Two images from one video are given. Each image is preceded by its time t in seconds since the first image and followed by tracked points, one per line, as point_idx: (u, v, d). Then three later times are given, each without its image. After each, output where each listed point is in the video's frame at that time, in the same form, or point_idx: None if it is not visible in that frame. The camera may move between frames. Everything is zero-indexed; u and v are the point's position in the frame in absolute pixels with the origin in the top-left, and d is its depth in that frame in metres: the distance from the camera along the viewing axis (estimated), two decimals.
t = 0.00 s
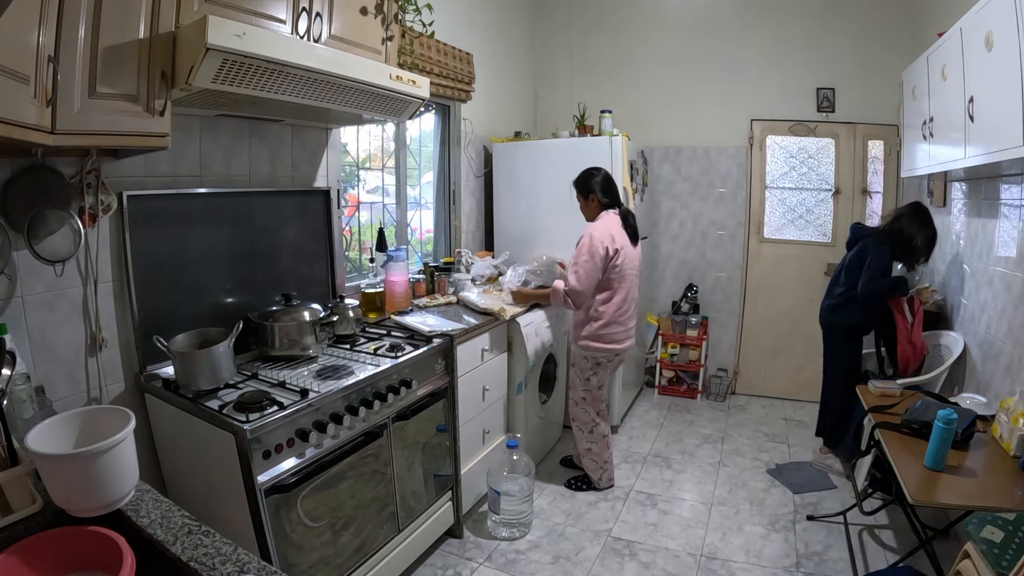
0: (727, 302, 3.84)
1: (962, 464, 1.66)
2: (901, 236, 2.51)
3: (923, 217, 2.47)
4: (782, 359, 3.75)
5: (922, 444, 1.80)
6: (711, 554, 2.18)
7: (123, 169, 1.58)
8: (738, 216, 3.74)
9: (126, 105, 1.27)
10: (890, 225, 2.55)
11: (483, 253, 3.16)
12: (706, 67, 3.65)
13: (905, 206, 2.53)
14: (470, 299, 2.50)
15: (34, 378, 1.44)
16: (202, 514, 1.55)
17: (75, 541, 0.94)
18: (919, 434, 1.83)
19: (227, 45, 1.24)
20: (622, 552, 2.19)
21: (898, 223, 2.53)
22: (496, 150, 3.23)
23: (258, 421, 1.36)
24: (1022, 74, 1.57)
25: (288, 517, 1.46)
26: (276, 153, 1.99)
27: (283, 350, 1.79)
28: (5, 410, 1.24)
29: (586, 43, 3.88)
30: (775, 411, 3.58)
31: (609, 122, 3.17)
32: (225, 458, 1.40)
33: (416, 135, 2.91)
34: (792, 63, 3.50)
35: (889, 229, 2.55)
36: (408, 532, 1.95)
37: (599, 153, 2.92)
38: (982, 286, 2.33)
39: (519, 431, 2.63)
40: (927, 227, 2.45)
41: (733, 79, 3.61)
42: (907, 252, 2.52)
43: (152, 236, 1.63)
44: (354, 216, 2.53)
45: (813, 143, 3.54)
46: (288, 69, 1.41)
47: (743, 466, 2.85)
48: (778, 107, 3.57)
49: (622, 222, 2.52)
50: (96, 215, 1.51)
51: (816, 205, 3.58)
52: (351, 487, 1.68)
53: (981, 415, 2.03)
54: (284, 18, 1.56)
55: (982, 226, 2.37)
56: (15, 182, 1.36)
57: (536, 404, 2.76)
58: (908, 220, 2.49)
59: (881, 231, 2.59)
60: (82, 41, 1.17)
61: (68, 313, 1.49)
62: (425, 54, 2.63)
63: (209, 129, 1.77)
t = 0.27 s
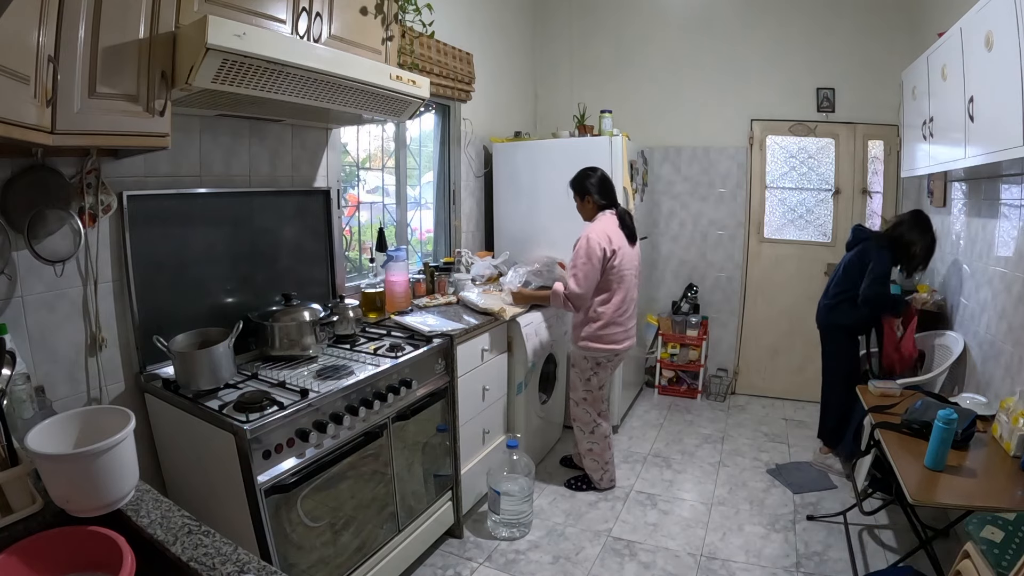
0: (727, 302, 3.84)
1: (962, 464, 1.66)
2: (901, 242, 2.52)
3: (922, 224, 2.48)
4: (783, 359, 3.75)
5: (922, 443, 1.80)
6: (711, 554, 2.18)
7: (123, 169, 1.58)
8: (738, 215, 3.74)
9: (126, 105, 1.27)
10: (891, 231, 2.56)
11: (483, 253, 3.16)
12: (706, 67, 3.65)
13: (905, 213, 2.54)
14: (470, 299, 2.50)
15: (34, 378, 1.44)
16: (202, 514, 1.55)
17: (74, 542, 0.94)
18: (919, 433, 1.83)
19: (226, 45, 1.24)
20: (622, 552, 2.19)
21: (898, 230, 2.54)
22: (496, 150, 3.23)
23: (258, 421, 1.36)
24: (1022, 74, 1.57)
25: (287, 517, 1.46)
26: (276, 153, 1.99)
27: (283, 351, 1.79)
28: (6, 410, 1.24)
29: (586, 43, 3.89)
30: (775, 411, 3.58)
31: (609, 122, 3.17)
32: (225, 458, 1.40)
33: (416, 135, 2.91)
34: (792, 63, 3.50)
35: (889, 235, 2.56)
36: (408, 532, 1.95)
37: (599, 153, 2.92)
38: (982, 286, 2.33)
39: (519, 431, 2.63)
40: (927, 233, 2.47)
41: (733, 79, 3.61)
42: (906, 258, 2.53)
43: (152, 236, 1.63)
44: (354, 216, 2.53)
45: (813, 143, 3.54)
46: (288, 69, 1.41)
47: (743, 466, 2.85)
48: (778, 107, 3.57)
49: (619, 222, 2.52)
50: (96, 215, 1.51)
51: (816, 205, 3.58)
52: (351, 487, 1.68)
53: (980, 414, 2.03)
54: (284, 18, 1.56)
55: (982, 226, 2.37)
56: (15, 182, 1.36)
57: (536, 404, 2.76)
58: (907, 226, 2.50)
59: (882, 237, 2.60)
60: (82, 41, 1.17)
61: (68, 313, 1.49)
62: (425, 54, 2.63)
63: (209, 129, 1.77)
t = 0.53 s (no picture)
0: (727, 302, 3.84)
1: (961, 464, 1.66)
2: (903, 249, 2.51)
3: (924, 231, 2.47)
4: (783, 359, 3.75)
5: (922, 443, 1.80)
6: (711, 554, 2.18)
7: (123, 169, 1.58)
8: (738, 216, 3.74)
9: (126, 105, 1.27)
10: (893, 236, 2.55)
11: (483, 253, 3.16)
12: (706, 67, 3.65)
13: (907, 219, 2.52)
14: (470, 299, 2.50)
15: (34, 378, 1.44)
16: (202, 514, 1.55)
17: (74, 541, 0.94)
18: (919, 433, 1.82)
19: (226, 45, 1.24)
20: (622, 552, 2.19)
21: (901, 236, 2.52)
22: (496, 150, 3.23)
23: (258, 421, 1.36)
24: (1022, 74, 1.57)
25: (288, 517, 1.46)
26: (276, 153, 1.99)
27: (283, 351, 1.80)
28: (6, 410, 1.24)
29: (586, 44, 3.89)
30: (775, 410, 3.58)
31: (609, 122, 3.17)
32: (225, 458, 1.40)
33: (416, 135, 2.91)
34: (792, 63, 3.50)
35: (892, 242, 2.54)
36: (408, 532, 1.95)
37: (599, 153, 2.92)
38: (982, 286, 2.33)
39: (519, 431, 2.63)
40: (928, 241, 2.45)
41: (733, 79, 3.61)
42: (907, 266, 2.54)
43: (152, 236, 1.63)
44: (354, 216, 2.53)
45: (813, 143, 3.54)
46: (288, 69, 1.41)
47: (743, 466, 2.85)
48: (778, 107, 3.57)
49: (612, 221, 2.53)
50: (96, 215, 1.51)
51: (816, 205, 3.58)
52: (351, 487, 1.68)
53: (980, 414, 2.03)
54: (284, 18, 1.56)
55: (982, 226, 2.38)
56: (15, 182, 1.36)
57: (536, 404, 2.76)
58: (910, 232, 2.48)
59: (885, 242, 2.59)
60: (82, 41, 1.17)
61: (68, 313, 1.49)
62: (425, 54, 2.63)
63: (209, 129, 1.77)
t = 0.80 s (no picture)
0: (727, 302, 3.84)
1: (961, 464, 1.66)
2: (903, 247, 2.50)
3: (922, 228, 2.47)
4: (783, 359, 3.75)
5: (922, 443, 1.80)
6: (711, 554, 2.18)
7: (123, 169, 1.58)
8: (738, 216, 3.74)
9: (126, 105, 1.27)
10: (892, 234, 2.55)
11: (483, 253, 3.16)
12: (706, 68, 3.65)
13: (904, 217, 2.52)
14: (470, 299, 2.50)
15: (34, 378, 1.44)
16: (202, 514, 1.55)
17: (74, 542, 0.94)
18: (920, 433, 1.82)
19: (226, 45, 1.24)
20: (622, 552, 2.19)
21: (900, 235, 2.51)
22: (496, 150, 3.23)
23: (258, 421, 1.36)
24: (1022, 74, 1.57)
25: (288, 517, 1.46)
26: (276, 153, 1.99)
27: (283, 351, 1.80)
28: (6, 410, 1.24)
29: (586, 44, 3.89)
30: (775, 410, 3.58)
31: (609, 122, 3.17)
32: (225, 458, 1.40)
33: (416, 135, 2.91)
34: (792, 63, 3.50)
35: (891, 241, 2.53)
36: (408, 532, 1.95)
37: (599, 152, 2.92)
38: (982, 286, 2.33)
39: (519, 431, 2.63)
40: (927, 237, 2.45)
41: (733, 79, 3.61)
42: (910, 263, 2.51)
43: (152, 236, 1.63)
44: (354, 216, 2.53)
45: (813, 143, 3.54)
46: (289, 69, 1.41)
47: (743, 466, 2.85)
48: (778, 107, 3.57)
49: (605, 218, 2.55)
50: (96, 215, 1.51)
51: (816, 205, 3.58)
52: (351, 487, 1.68)
53: (981, 414, 2.03)
54: (284, 18, 1.56)
55: (982, 226, 2.37)
56: (15, 182, 1.36)
57: (535, 404, 2.76)
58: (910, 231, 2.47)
59: (885, 240, 2.59)
60: (82, 41, 1.17)
61: (68, 313, 1.49)
62: (425, 54, 2.63)
63: (209, 129, 1.77)
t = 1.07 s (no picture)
0: (727, 302, 3.84)
1: (961, 464, 1.66)
2: (904, 247, 2.57)
3: (922, 227, 2.54)
4: (783, 359, 3.75)
5: (922, 443, 1.80)
6: (711, 554, 2.18)
7: (123, 169, 1.58)
8: (738, 216, 3.74)
9: (126, 105, 1.27)
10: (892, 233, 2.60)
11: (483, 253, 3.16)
12: (706, 68, 3.65)
13: (904, 217, 2.59)
14: (470, 299, 2.50)
15: (34, 378, 1.44)
16: (202, 514, 1.55)
17: (74, 542, 0.94)
18: (920, 433, 1.82)
19: (226, 45, 1.24)
20: (622, 552, 2.19)
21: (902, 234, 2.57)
22: (496, 150, 3.23)
23: (258, 421, 1.36)
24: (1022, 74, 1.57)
25: (288, 517, 1.46)
26: (276, 153, 1.99)
27: (283, 351, 1.80)
28: (6, 410, 1.24)
29: (585, 44, 3.89)
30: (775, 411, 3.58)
31: (609, 122, 3.17)
32: (225, 459, 1.40)
33: (416, 135, 2.91)
34: (792, 63, 3.51)
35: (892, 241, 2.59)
36: (408, 532, 1.95)
37: (599, 152, 2.92)
38: (982, 286, 2.33)
39: (519, 431, 2.63)
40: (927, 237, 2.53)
41: (733, 79, 3.61)
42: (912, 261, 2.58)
43: (152, 236, 1.63)
44: (354, 216, 2.53)
45: (813, 143, 3.54)
46: (288, 69, 1.41)
47: (743, 466, 2.85)
48: (778, 107, 3.57)
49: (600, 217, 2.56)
50: (96, 215, 1.51)
51: (816, 205, 3.58)
52: (351, 487, 1.68)
53: (981, 414, 2.02)
54: (284, 18, 1.56)
55: (982, 226, 2.37)
56: (15, 182, 1.36)
57: (535, 403, 2.75)
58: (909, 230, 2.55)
59: (886, 240, 2.63)
60: (82, 41, 1.17)
61: (68, 313, 1.49)
62: (425, 54, 2.63)
63: (209, 129, 1.77)
